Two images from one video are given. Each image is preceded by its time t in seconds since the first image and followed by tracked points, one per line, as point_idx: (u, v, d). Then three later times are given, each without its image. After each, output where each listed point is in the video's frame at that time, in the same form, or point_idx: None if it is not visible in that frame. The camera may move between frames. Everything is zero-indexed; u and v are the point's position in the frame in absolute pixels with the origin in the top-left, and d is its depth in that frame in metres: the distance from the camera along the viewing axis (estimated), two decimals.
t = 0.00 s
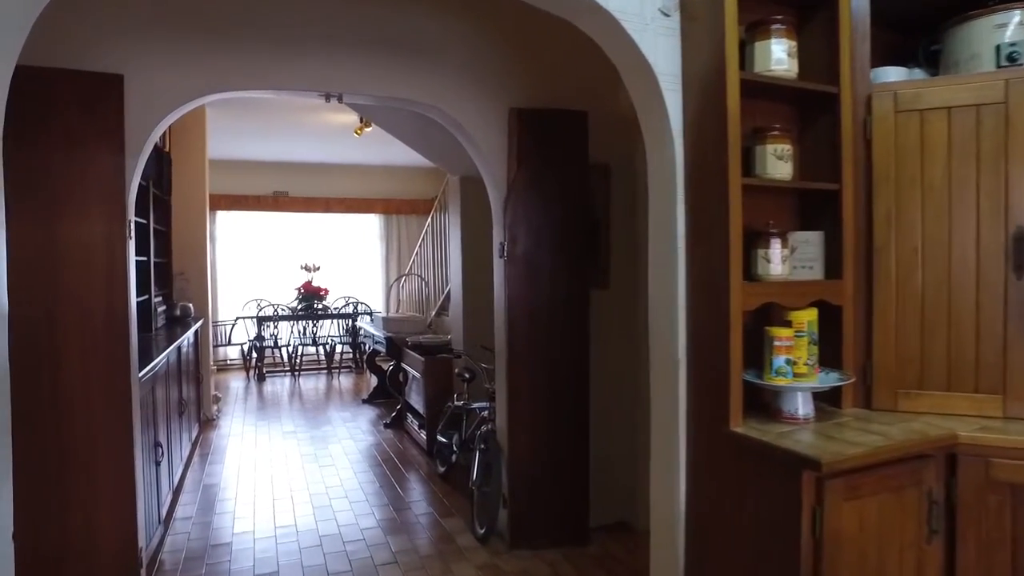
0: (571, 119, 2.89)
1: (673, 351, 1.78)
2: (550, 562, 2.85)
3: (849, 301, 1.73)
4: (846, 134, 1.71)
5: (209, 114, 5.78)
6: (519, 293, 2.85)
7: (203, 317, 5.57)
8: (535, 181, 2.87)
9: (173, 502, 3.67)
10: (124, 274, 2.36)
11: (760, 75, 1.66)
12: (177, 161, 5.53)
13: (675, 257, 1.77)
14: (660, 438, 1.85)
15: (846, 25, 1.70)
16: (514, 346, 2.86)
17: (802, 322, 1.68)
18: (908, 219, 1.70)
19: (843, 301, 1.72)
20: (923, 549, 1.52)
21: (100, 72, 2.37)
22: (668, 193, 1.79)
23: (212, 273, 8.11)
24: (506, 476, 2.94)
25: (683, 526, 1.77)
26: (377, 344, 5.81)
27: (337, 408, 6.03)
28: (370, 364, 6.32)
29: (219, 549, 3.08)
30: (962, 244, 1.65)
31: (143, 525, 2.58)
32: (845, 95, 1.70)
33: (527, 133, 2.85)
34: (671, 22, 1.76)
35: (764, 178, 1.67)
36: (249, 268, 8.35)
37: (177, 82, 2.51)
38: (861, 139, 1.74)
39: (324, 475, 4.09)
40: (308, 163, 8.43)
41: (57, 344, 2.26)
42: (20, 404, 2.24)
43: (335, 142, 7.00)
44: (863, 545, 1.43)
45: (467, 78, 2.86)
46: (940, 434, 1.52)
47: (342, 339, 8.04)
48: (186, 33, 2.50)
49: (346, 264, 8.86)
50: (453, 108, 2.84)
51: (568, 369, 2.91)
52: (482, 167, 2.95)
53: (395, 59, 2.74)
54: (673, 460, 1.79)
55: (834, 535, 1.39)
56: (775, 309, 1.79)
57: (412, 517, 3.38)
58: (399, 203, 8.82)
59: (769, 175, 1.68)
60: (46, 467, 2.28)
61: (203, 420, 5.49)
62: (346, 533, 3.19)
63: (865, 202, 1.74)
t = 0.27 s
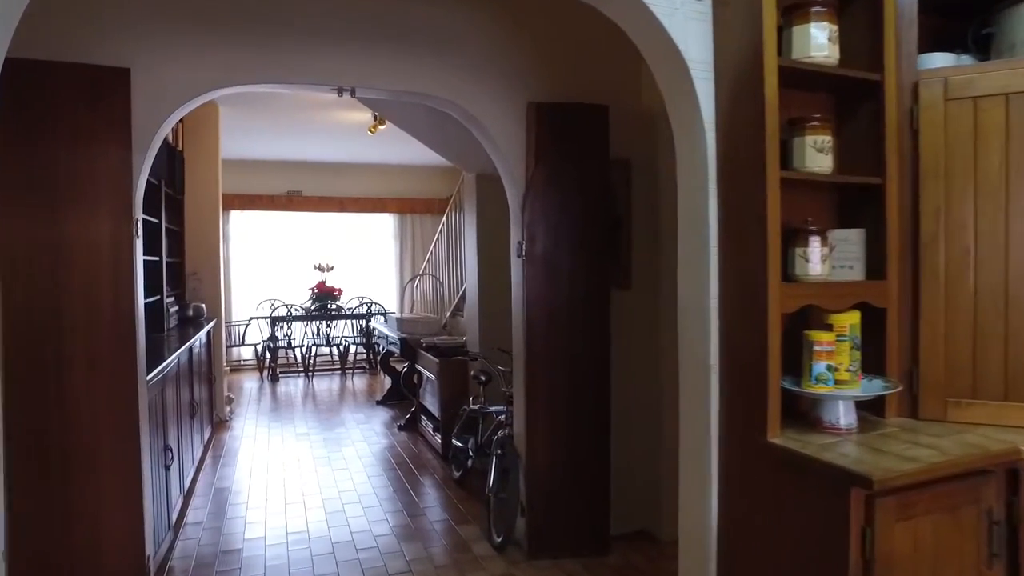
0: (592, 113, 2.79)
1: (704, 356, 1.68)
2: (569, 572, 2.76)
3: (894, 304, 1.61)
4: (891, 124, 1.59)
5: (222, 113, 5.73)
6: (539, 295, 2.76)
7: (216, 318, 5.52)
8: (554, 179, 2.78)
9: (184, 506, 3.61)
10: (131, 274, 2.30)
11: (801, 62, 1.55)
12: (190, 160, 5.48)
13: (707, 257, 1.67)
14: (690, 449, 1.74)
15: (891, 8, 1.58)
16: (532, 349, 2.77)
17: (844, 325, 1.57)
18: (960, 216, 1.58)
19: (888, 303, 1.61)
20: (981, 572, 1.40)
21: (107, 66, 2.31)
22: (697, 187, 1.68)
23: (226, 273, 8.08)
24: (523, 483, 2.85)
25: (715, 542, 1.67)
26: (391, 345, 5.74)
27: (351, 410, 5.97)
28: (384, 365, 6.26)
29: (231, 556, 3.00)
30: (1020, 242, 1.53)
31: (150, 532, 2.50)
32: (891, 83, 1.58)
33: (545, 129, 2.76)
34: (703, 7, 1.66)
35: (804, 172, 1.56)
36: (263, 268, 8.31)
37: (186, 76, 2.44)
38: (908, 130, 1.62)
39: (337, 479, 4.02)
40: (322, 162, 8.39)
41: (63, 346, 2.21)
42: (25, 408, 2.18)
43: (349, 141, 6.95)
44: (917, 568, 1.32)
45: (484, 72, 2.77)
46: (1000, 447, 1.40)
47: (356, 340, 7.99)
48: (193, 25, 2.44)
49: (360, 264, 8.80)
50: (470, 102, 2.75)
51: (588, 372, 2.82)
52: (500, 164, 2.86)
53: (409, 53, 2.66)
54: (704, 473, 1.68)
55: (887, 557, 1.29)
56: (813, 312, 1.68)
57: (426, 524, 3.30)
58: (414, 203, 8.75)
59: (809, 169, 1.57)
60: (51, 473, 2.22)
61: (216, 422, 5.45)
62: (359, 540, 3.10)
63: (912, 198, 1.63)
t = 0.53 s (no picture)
0: (610, 109, 2.71)
1: (734, 362, 1.58)
2: None
3: (939, 307, 1.51)
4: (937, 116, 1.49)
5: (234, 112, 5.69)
6: (555, 296, 2.68)
7: (227, 319, 5.48)
8: (570, 176, 2.69)
9: (194, 511, 3.56)
10: (136, 276, 2.23)
11: (839, 49, 1.44)
12: (202, 159, 5.44)
13: (737, 257, 1.58)
14: (718, 460, 1.65)
15: None
16: (549, 352, 2.68)
17: (885, 329, 1.47)
18: (1011, 213, 1.48)
19: (932, 307, 1.51)
20: None
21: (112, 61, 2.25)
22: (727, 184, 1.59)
23: (238, 273, 8.06)
24: (540, 490, 2.77)
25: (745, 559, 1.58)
26: (404, 347, 5.67)
27: (363, 411, 5.91)
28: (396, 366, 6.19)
29: (240, 563, 2.93)
30: None
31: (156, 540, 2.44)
32: (937, 71, 1.48)
33: (562, 124, 2.68)
34: None
35: (843, 167, 1.46)
36: (275, 269, 8.29)
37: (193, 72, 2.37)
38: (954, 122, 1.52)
39: (349, 483, 3.95)
40: (335, 162, 8.34)
41: (67, 350, 2.16)
42: (28, 413, 2.13)
43: (361, 140, 6.89)
44: None
45: (499, 66, 2.69)
46: None
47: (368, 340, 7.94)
48: (200, 19, 2.37)
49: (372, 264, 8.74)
50: (484, 98, 2.67)
51: (606, 376, 2.74)
52: (516, 161, 2.78)
53: (421, 47, 2.58)
54: (735, 486, 1.59)
55: None
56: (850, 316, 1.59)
57: (439, 530, 3.22)
58: (426, 202, 8.69)
59: (848, 163, 1.47)
60: (54, 480, 2.16)
61: (228, 423, 5.41)
62: (371, 548, 3.03)
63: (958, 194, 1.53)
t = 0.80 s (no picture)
0: (633, 104, 2.62)
1: (770, 369, 1.49)
2: None
3: (994, 312, 1.41)
4: (993, 107, 1.39)
5: (248, 111, 5.65)
6: (576, 298, 2.59)
7: (242, 319, 5.44)
8: (592, 174, 2.61)
9: (207, 515, 3.50)
10: (146, 277, 2.18)
11: (886, 34, 1.34)
12: (216, 159, 5.41)
13: (773, 257, 1.48)
14: (752, 473, 1.56)
15: None
16: (569, 355, 2.60)
17: (935, 336, 1.37)
18: None
19: (987, 311, 1.41)
20: None
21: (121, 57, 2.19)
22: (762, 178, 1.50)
23: (253, 274, 8.04)
24: (559, 499, 2.68)
25: None
26: (419, 348, 5.61)
27: (378, 413, 5.86)
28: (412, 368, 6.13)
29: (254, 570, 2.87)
30: None
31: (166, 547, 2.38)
32: (993, 57, 1.38)
33: (583, 120, 2.59)
34: None
35: (891, 161, 1.36)
36: (290, 269, 8.26)
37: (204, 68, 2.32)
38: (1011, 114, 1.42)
39: (363, 487, 3.89)
40: (349, 162, 8.30)
41: (75, 353, 2.11)
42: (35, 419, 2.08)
43: (377, 139, 6.84)
44: None
45: (518, 61, 2.61)
46: None
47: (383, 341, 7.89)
48: (211, 13, 2.31)
49: (387, 264, 8.68)
50: (502, 93, 2.59)
51: (628, 381, 2.65)
52: (535, 159, 2.70)
53: (437, 41, 2.51)
54: (770, 501, 1.49)
55: None
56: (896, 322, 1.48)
57: (456, 538, 3.15)
58: (442, 201, 8.63)
59: (895, 157, 1.37)
60: (62, 487, 2.10)
61: (242, 425, 5.37)
62: (386, 556, 2.95)
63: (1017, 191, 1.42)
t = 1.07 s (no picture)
0: (658, 97, 2.52)
1: (813, 374, 1.38)
2: None
3: None
4: None
5: (263, 109, 5.59)
6: (599, 298, 2.49)
7: (256, 319, 5.39)
8: (616, 169, 2.51)
9: (220, 518, 3.44)
10: (156, 277, 2.11)
11: (945, 11, 1.23)
12: (230, 158, 5.36)
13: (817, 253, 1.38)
14: (792, 486, 1.45)
15: None
16: (592, 358, 2.51)
17: (1000, 340, 1.26)
18: None
19: None
20: None
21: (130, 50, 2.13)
22: (805, 169, 1.39)
23: (268, 273, 8.00)
24: (581, 506, 2.59)
25: None
26: (435, 348, 5.53)
27: (393, 414, 5.79)
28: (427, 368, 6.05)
29: None
30: None
31: (176, 554, 2.31)
32: None
33: (607, 113, 2.49)
34: None
35: (951, 149, 1.25)
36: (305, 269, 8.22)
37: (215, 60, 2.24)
38: None
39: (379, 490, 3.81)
40: (365, 160, 8.25)
41: (83, 355, 2.04)
42: (42, 423, 2.02)
43: (392, 137, 6.77)
44: None
45: (538, 52, 2.52)
46: None
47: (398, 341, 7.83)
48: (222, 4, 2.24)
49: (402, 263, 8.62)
50: (522, 86, 2.50)
51: (653, 384, 2.55)
52: (556, 154, 2.61)
53: (455, 32, 2.43)
54: (814, 516, 1.39)
55: None
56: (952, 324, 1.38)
57: (473, 544, 3.06)
58: (457, 200, 8.55)
59: (954, 146, 1.26)
60: (70, 493, 2.04)
61: (257, 426, 5.32)
62: (402, 563, 2.87)
63: None
